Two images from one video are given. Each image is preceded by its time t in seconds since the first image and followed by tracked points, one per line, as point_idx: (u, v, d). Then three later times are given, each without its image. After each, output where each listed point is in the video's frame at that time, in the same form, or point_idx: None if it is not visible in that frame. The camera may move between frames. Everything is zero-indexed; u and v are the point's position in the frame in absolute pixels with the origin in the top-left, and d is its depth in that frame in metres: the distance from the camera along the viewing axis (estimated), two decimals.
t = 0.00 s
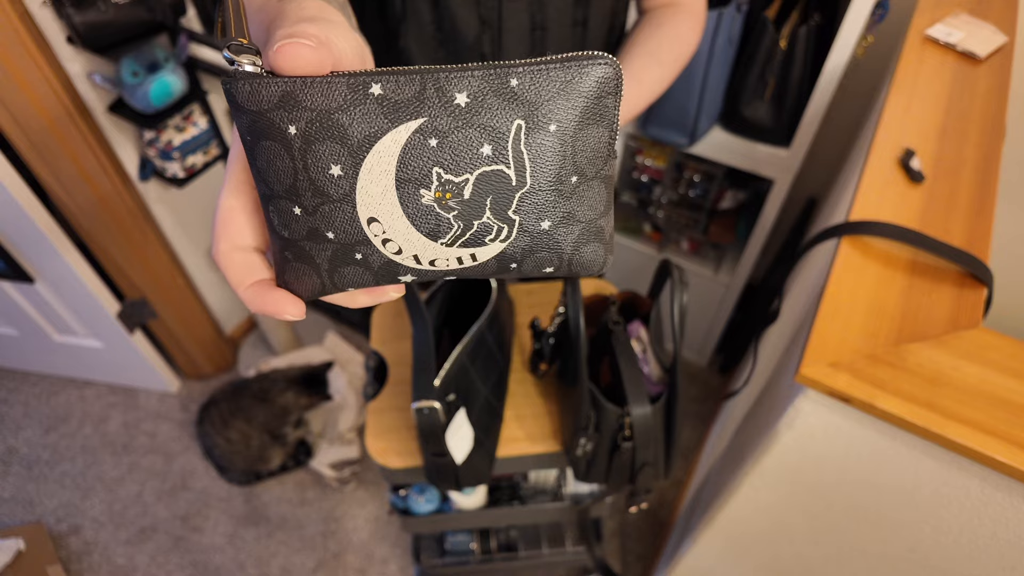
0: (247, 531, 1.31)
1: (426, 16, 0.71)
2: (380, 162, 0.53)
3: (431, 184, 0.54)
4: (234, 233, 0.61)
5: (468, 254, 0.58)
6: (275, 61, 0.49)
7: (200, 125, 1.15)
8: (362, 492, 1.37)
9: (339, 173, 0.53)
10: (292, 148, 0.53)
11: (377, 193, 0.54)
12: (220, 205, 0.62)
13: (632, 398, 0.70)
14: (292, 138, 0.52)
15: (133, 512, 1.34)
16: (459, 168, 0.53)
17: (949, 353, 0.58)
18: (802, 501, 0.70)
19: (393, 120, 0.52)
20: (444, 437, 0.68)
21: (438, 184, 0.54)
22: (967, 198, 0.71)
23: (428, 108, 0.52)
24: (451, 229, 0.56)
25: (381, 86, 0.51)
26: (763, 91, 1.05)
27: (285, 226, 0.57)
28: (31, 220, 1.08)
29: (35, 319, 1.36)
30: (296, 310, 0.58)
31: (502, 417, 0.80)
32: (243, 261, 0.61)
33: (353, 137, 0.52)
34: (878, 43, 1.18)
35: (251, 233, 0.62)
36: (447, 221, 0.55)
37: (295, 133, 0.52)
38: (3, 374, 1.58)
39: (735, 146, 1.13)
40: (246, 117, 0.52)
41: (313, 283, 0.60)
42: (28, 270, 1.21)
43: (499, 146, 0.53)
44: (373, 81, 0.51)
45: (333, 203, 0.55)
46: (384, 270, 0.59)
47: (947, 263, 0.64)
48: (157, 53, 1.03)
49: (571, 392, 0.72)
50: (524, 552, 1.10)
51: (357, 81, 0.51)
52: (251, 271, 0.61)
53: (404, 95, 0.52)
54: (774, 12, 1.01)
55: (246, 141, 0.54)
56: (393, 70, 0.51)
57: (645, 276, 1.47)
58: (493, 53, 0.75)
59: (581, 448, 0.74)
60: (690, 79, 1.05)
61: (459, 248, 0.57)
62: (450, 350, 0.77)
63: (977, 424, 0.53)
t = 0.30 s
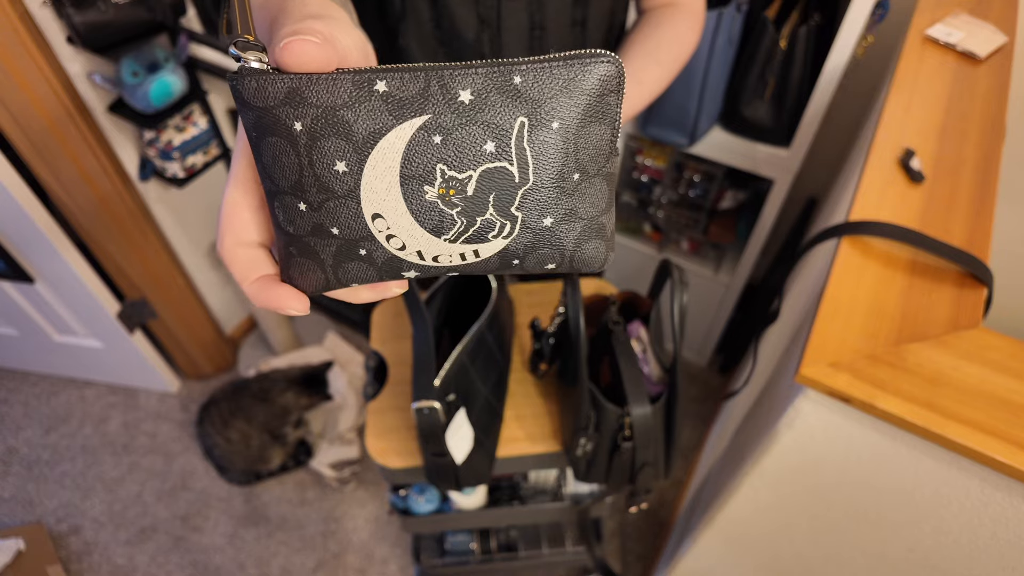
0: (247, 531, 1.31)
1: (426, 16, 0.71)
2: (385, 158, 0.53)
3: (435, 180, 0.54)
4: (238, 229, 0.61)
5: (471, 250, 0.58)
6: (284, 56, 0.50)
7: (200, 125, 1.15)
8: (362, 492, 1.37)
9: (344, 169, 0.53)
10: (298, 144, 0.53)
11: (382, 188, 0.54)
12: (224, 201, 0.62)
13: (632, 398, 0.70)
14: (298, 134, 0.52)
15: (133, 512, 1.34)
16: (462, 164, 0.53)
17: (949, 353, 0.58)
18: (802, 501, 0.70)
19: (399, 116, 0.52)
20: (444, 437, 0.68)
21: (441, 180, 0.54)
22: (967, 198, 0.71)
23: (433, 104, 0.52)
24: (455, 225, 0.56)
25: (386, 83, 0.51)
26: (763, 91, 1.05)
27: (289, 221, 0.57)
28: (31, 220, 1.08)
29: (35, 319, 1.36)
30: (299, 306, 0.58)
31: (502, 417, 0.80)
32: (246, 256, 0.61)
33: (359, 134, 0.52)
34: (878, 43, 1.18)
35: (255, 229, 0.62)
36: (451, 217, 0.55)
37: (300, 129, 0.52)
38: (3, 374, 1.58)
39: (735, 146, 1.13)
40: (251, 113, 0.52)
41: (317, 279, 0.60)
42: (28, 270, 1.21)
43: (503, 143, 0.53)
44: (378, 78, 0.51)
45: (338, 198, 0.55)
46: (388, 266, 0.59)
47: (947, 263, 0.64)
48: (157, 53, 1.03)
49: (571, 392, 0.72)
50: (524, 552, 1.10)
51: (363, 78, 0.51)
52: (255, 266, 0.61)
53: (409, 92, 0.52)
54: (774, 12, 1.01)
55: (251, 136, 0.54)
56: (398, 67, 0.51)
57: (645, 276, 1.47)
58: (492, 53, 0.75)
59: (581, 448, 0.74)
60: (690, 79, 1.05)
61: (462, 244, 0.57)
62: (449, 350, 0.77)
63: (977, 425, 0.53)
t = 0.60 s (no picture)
0: (247, 531, 1.31)
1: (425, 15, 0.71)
2: (383, 168, 0.53)
3: (430, 193, 0.54)
4: (235, 224, 0.62)
5: (462, 262, 0.58)
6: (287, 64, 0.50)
7: (200, 125, 1.15)
8: (362, 492, 1.37)
9: (340, 176, 0.53)
10: (299, 148, 0.52)
11: (380, 196, 0.54)
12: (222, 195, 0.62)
13: (632, 398, 0.70)
14: (299, 139, 0.52)
15: (133, 512, 1.34)
16: (459, 178, 0.53)
17: (949, 353, 0.58)
18: (802, 501, 0.70)
19: (400, 128, 0.52)
20: (444, 437, 0.68)
21: (437, 195, 0.54)
22: (967, 198, 0.71)
23: (435, 119, 0.52)
24: (447, 237, 0.56)
25: (389, 95, 0.51)
26: (763, 91, 1.05)
27: (285, 222, 0.57)
28: (31, 220, 1.08)
29: (35, 319, 1.36)
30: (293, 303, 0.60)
31: (502, 417, 0.80)
32: (242, 253, 0.62)
33: (359, 142, 0.52)
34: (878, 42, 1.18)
35: (252, 226, 0.63)
36: (444, 231, 0.55)
37: (301, 133, 0.52)
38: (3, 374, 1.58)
39: (735, 146, 1.13)
40: (254, 114, 0.52)
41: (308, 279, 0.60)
42: (28, 270, 1.21)
43: (500, 161, 0.53)
44: (382, 89, 0.51)
45: (334, 203, 0.54)
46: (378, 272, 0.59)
47: (947, 263, 0.64)
48: (157, 53, 1.03)
49: (571, 392, 0.72)
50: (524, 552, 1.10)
51: (367, 88, 0.51)
52: (250, 260, 0.62)
53: (411, 105, 0.51)
54: (775, 12, 1.01)
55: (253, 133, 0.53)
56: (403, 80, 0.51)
57: (645, 276, 1.47)
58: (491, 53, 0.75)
59: (581, 448, 0.74)
60: (690, 79, 1.05)
61: (453, 256, 0.58)
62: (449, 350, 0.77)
63: (977, 425, 0.53)
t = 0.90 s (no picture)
0: (247, 530, 1.31)
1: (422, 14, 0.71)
2: (395, 154, 0.52)
3: (433, 182, 0.53)
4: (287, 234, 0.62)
5: (457, 251, 0.58)
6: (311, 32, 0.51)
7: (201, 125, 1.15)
8: (362, 492, 1.37)
9: (352, 155, 0.52)
10: (315, 126, 0.52)
11: (387, 179, 0.53)
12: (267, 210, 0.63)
13: (631, 398, 0.70)
14: (317, 116, 0.52)
15: (134, 512, 1.34)
16: (464, 170, 0.53)
17: (949, 353, 0.58)
18: (802, 501, 0.71)
19: (416, 117, 0.52)
20: (444, 436, 0.68)
21: (439, 183, 0.53)
22: (966, 198, 0.71)
23: (447, 112, 0.52)
24: (447, 225, 0.56)
25: (408, 85, 0.51)
26: (763, 91, 1.05)
27: (291, 197, 0.55)
28: (32, 220, 1.08)
29: (35, 318, 1.36)
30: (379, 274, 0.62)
31: (502, 417, 0.80)
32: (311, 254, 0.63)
33: (375, 125, 0.51)
34: (877, 42, 1.18)
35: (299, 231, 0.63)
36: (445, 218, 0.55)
37: (320, 112, 0.51)
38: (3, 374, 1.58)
39: (735, 146, 1.14)
40: (276, 87, 0.52)
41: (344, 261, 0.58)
42: (29, 270, 1.21)
43: (505, 158, 0.53)
44: (400, 78, 0.51)
45: (342, 181, 0.53)
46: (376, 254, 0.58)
47: (947, 263, 0.65)
48: (157, 53, 1.04)
49: (571, 392, 0.73)
50: (524, 552, 1.10)
51: (386, 75, 0.51)
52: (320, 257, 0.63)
53: (427, 96, 0.52)
54: (774, 12, 1.01)
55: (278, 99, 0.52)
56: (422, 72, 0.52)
57: (645, 276, 1.47)
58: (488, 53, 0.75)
59: (581, 448, 0.75)
60: (689, 79, 1.05)
61: (450, 244, 0.57)
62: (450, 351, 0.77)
63: (977, 425, 0.53)
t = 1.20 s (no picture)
0: (248, 530, 1.32)
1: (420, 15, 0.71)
2: (480, 65, 0.47)
3: (499, 78, 0.50)
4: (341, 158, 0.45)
5: (504, 139, 0.55)
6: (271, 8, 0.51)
7: (202, 126, 1.15)
8: (362, 491, 1.37)
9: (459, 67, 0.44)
10: (432, 47, 0.42)
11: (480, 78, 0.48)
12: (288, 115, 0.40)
13: (631, 398, 0.71)
14: (433, 37, 0.42)
15: (135, 511, 1.34)
16: (511, 67, 0.52)
17: (948, 353, 0.58)
18: (801, 501, 0.71)
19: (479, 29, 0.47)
20: (444, 437, 0.68)
21: (502, 80, 0.50)
22: (965, 198, 0.71)
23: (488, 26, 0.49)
24: (504, 117, 0.53)
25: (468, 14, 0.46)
26: (761, 92, 1.05)
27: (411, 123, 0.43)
28: (33, 220, 1.08)
29: (36, 318, 1.36)
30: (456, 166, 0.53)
31: (502, 416, 0.81)
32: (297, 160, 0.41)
33: (465, 39, 0.45)
34: (877, 43, 1.18)
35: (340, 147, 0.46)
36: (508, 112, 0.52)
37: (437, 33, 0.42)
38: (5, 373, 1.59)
39: (734, 146, 1.14)
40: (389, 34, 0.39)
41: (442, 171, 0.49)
42: (30, 270, 1.22)
43: (524, 63, 0.53)
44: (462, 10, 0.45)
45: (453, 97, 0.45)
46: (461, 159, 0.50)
47: (945, 263, 0.65)
48: (157, 54, 1.05)
49: (571, 392, 0.73)
50: (523, 551, 1.11)
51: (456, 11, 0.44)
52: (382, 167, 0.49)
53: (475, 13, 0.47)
54: (773, 13, 1.02)
55: (385, 41, 0.40)
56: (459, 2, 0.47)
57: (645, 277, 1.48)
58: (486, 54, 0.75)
59: (580, 447, 0.75)
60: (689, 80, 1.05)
61: (504, 133, 0.54)
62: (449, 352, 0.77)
63: (978, 425, 0.53)
